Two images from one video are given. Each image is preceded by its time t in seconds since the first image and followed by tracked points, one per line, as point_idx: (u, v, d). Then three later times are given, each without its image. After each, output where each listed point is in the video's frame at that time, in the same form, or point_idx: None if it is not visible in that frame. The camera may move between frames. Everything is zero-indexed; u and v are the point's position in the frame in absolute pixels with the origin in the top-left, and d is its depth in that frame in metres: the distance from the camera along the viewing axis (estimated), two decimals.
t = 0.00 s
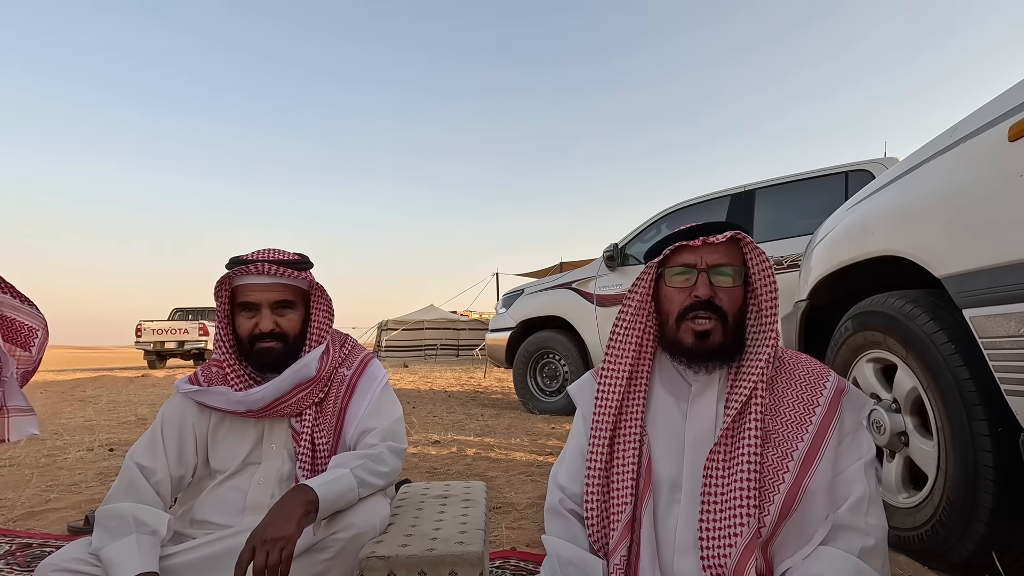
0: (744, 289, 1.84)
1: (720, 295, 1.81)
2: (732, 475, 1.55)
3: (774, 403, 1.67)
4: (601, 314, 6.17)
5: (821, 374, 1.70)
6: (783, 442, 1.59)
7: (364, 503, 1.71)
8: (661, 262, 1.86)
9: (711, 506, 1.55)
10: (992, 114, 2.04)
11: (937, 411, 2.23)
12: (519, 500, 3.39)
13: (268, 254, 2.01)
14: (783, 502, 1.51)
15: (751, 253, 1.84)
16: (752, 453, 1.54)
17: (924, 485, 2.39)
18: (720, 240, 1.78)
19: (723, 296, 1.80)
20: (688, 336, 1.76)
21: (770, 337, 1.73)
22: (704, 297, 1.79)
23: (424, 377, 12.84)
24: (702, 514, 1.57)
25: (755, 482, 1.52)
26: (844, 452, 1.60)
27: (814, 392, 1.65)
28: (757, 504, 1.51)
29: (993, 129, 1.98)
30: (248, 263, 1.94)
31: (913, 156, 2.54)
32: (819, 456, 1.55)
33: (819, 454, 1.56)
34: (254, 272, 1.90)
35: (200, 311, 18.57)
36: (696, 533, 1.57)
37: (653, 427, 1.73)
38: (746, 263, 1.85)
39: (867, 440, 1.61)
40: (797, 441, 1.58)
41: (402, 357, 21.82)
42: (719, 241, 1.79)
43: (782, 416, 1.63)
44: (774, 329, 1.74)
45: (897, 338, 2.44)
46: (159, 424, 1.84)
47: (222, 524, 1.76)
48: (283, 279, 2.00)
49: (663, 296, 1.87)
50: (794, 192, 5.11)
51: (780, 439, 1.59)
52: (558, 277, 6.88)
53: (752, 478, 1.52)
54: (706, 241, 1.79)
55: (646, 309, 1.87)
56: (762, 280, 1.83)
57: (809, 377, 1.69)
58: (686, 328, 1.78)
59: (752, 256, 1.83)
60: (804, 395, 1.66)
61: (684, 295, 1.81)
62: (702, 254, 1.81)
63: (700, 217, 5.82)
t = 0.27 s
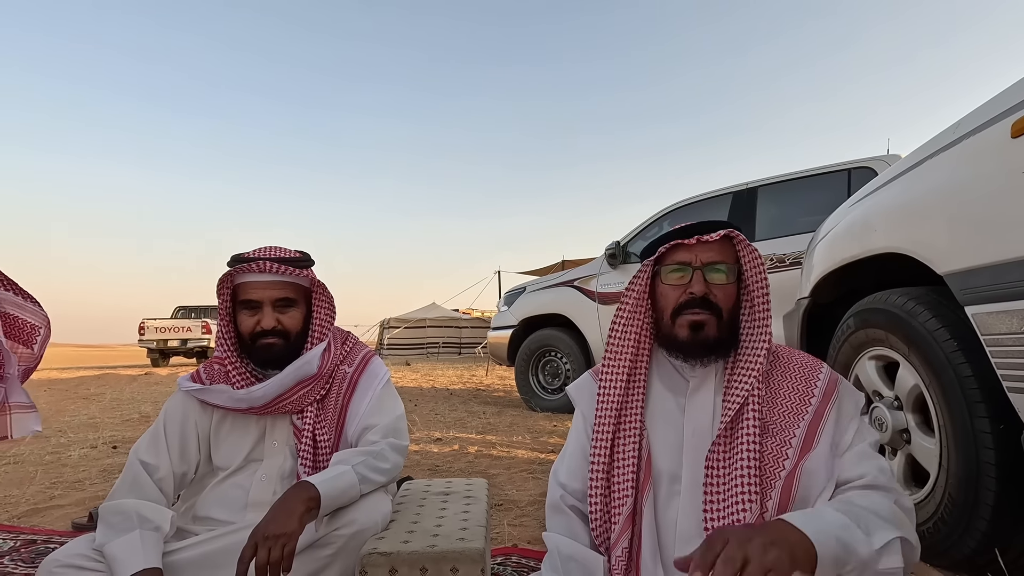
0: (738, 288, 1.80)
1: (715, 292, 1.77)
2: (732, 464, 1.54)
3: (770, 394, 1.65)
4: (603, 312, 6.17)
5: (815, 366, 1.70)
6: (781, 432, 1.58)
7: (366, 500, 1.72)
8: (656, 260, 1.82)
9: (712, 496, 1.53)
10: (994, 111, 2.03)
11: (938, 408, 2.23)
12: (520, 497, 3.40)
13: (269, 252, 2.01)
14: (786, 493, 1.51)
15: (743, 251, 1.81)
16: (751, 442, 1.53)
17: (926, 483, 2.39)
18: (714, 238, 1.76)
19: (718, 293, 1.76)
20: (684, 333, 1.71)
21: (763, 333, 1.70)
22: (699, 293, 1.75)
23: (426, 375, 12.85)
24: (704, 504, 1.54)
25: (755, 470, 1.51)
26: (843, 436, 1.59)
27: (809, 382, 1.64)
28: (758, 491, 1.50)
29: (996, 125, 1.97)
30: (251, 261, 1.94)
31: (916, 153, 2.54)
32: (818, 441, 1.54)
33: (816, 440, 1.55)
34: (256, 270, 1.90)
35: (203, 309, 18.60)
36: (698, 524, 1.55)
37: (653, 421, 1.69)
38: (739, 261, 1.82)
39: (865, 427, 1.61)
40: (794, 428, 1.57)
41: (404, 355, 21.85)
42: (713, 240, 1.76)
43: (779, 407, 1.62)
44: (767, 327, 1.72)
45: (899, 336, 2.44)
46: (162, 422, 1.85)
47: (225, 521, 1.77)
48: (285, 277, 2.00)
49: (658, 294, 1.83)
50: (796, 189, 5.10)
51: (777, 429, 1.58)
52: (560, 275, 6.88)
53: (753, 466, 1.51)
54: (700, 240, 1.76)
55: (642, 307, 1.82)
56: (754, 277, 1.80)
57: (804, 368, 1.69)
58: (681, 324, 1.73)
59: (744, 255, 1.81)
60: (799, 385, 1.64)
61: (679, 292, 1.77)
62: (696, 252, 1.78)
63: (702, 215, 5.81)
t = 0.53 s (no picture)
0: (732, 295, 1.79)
1: (710, 302, 1.76)
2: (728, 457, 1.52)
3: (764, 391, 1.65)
4: (605, 312, 6.21)
5: (804, 364, 1.70)
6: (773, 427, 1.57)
7: (371, 500, 1.76)
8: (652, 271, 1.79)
9: (710, 491, 1.50)
10: (991, 117, 2.06)
11: (935, 409, 2.26)
12: (522, 496, 3.44)
13: (277, 257, 2.04)
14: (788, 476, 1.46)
15: (738, 263, 1.78)
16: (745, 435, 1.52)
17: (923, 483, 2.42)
18: (710, 251, 1.72)
19: (713, 303, 1.76)
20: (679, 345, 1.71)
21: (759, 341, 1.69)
22: (695, 305, 1.74)
23: (429, 373, 12.92)
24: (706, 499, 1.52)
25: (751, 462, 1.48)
26: (836, 420, 1.58)
27: (798, 377, 1.64)
28: (756, 484, 1.47)
29: (992, 131, 2.00)
30: (260, 267, 1.97)
31: (915, 157, 2.56)
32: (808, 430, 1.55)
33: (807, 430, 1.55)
34: (265, 275, 1.93)
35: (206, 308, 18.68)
36: (700, 519, 1.53)
37: (651, 422, 1.70)
38: (733, 268, 1.80)
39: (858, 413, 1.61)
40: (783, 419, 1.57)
41: (406, 353, 21.92)
42: (709, 252, 1.72)
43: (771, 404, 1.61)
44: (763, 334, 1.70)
45: (897, 338, 2.47)
46: (171, 424, 1.89)
47: (234, 520, 1.82)
48: (292, 282, 2.03)
49: (655, 304, 1.82)
50: (797, 189, 5.13)
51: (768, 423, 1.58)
52: (562, 274, 6.92)
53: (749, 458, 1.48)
54: (696, 253, 1.73)
55: (638, 316, 1.81)
56: (748, 283, 1.78)
57: (794, 365, 1.69)
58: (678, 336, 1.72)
59: (739, 266, 1.78)
60: (789, 381, 1.64)
61: (675, 303, 1.76)
62: (693, 263, 1.75)
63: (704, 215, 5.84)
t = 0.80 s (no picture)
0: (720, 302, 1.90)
1: (700, 310, 1.87)
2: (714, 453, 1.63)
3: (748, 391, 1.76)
4: (606, 313, 6.32)
5: (784, 367, 1.82)
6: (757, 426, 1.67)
7: (383, 494, 1.88)
8: (646, 279, 1.90)
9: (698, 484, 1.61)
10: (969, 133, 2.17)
11: (917, 410, 2.37)
12: (524, 493, 3.56)
13: (292, 266, 2.16)
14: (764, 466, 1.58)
15: (725, 272, 1.90)
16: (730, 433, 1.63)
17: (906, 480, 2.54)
18: (700, 262, 1.83)
19: (703, 310, 1.87)
20: (670, 349, 1.83)
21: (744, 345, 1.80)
22: (686, 311, 1.85)
23: (432, 373, 13.05)
24: (694, 492, 1.62)
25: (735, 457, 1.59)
26: (810, 417, 1.70)
27: (778, 378, 1.76)
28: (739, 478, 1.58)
29: (969, 147, 2.11)
30: (278, 276, 2.09)
31: (901, 168, 2.67)
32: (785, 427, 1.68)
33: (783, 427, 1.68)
34: (283, 284, 2.05)
35: (211, 308, 18.82)
36: (689, 510, 1.64)
37: (644, 422, 1.81)
38: (721, 277, 1.91)
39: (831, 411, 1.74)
40: (765, 417, 1.69)
41: (409, 352, 22.05)
42: (699, 263, 1.83)
43: (755, 404, 1.72)
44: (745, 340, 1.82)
45: (883, 342, 2.58)
46: (194, 423, 2.00)
47: (255, 513, 1.94)
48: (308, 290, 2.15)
49: (648, 310, 1.93)
50: (794, 193, 5.24)
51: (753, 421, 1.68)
52: (563, 276, 7.03)
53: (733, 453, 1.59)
54: (687, 263, 1.83)
55: (634, 322, 1.92)
56: (733, 290, 1.89)
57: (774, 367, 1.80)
58: (670, 340, 1.84)
59: (727, 276, 1.89)
60: (771, 382, 1.76)
61: (667, 309, 1.87)
62: (684, 273, 1.86)
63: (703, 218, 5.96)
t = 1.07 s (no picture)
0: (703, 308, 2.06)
1: (684, 315, 2.02)
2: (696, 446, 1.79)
3: (728, 390, 1.92)
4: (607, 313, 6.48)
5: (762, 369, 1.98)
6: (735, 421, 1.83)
7: (394, 483, 2.05)
8: (636, 286, 2.07)
9: (680, 474, 1.78)
10: (940, 148, 2.32)
11: (894, 407, 2.52)
12: (526, 487, 3.72)
13: (309, 273, 2.33)
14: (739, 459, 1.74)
15: (709, 282, 2.07)
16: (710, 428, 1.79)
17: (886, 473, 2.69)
18: (684, 271, 1.99)
19: (688, 315, 2.02)
20: (657, 350, 1.98)
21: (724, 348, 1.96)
22: (672, 315, 2.00)
23: (436, 371, 13.23)
24: (677, 481, 1.79)
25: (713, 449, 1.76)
26: (781, 415, 1.86)
27: (756, 379, 1.92)
28: (717, 468, 1.74)
29: (940, 161, 2.26)
30: (297, 283, 2.26)
31: (882, 178, 2.82)
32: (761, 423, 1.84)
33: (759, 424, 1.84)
34: (303, 289, 2.22)
35: (218, 306, 19.03)
36: (673, 497, 1.80)
37: (634, 417, 1.98)
38: (704, 285, 2.07)
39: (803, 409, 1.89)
40: (742, 414, 1.85)
41: (413, 351, 22.24)
42: (683, 272, 2.00)
43: (734, 402, 1.88)
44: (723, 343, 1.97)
45: (864, 343, 2.73)
46: (219, 418, 2.17)
47: (276, 501, 2.10)
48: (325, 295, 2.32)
49: (638, 315, 2.08)
50: (790, 197, 5.39)
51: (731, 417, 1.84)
52: (565, 277, 7.19)
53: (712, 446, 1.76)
54: (673, 272, 2.00)
55: (626, 325, 2.07)
56: (715, 297, 2.05)
57: (752, 368, 1.96)
58: (658, 342, 1.99)
59: (710, 284, 2.06)
60: (750, 382, 1.91)
61: (655, 315, 2.03)
62: (670, 281, 2.02)
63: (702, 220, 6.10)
